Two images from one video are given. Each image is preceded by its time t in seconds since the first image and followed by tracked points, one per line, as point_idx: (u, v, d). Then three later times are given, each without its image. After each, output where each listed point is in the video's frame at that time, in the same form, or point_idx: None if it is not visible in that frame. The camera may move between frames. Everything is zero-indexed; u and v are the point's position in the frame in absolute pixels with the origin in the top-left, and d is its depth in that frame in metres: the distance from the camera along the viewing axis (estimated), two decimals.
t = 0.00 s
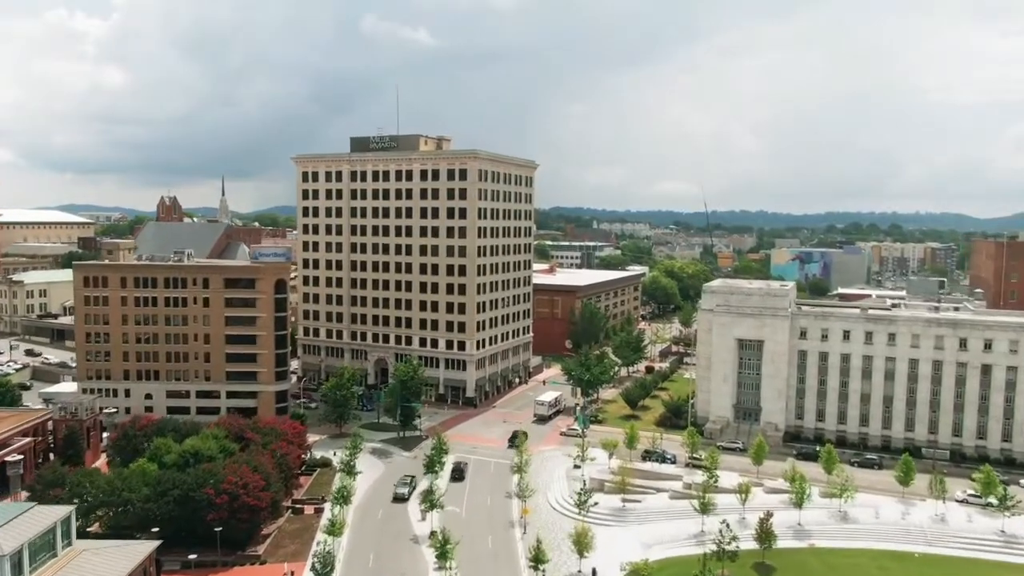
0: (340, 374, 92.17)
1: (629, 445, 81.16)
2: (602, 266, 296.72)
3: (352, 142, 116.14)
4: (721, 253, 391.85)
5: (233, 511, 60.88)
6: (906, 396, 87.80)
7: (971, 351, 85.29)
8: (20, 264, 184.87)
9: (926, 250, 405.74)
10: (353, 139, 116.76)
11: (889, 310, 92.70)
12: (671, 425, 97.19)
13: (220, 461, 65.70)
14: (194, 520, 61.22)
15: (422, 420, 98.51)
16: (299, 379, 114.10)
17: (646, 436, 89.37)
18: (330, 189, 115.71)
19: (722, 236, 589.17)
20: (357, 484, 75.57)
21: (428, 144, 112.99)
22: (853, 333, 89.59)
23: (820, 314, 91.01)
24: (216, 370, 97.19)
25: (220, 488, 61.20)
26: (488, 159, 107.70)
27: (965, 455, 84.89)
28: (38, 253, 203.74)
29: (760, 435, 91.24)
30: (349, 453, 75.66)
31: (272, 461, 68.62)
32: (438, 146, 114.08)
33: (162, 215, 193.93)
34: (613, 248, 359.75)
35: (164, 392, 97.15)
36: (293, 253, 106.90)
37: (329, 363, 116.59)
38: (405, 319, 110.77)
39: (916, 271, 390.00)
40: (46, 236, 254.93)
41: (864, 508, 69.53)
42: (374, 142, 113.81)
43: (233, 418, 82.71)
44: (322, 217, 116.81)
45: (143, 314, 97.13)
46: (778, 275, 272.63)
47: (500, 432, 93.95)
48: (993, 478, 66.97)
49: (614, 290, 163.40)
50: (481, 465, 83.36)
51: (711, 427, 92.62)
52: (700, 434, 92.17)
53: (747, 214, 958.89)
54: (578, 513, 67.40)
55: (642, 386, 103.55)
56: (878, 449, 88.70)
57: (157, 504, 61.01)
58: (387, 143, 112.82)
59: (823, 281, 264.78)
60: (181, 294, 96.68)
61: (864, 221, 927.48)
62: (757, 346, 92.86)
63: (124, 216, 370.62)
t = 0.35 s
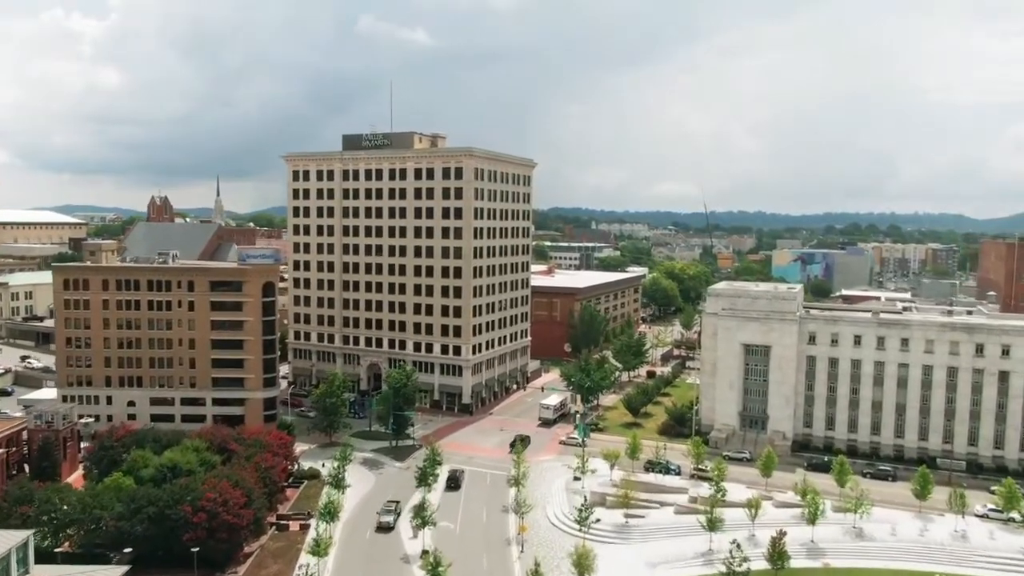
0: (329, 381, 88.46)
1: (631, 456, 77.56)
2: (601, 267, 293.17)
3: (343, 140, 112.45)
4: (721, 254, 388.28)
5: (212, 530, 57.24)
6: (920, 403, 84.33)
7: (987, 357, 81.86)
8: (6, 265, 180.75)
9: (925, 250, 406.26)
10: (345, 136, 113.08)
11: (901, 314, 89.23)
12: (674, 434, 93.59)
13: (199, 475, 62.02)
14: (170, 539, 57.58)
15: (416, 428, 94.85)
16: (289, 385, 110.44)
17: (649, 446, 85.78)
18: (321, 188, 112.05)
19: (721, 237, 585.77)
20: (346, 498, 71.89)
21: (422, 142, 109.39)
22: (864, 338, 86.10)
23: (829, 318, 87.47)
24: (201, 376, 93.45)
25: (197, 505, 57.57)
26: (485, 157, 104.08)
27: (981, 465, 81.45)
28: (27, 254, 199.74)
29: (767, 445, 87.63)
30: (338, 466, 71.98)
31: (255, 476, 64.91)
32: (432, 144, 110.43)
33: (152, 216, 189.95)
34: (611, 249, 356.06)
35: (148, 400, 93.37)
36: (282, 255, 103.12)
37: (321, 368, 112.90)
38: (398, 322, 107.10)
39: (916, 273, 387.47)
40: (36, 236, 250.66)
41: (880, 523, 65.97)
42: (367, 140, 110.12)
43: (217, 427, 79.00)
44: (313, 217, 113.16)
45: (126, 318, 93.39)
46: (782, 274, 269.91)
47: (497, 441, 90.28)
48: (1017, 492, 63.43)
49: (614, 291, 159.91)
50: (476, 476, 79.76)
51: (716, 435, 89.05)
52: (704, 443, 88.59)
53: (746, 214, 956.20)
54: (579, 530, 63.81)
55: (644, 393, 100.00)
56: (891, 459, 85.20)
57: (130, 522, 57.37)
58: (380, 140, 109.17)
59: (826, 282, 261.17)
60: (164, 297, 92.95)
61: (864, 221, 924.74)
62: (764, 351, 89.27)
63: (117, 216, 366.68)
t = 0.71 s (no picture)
0: (320, 387, 85.13)
1: (633, 466, 74.42)
2: (600, 268, 290.05)
3: (335, 138, 109.15)
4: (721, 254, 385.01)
5: (190, 549, 53.96)
6: (932, 411, 81.28)
7: (1003, 363, 78.87)
8: None
9: (926, 250, 405.19)
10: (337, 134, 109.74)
11: (912, 318, 86.17)
12: (676, 441, 90.40)
13: (177, 490, 58.70)
14: (145, 559, 54.26)
15: (410, 436, 91.58)
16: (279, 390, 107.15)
17: (651, 455, 82.60)
18: (312, 188, 108.76)
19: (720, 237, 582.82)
20: (335, 512, 68.63)
21: (417, 139, 106.12)
22: (874, 343, 83.04)
23: (838, 322, 84.34)
24: (187, 382, 90.10)
25: (174, 522, 54.32)
26: (481, 156, 100.83)
27: (997, 475, 78.48)
28: (15, 255, 196.18)
29: (774, 453, 84.47)
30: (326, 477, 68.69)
31: (238, 490, 61.63)
32: (427, 142, 107.17)
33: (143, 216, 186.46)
34: (610, 250, 352.90)
35: (131, 407, 89.98)
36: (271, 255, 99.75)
37: (312, 373, 109.62)
38: (392, 326, 103.82)
39: (917, 274, 384.97)
40: (26, 236, 246.88)
41: (895, 539, 62.88)
42: (359, 137, 106.84)
43: (201, 437, 75.66)
44: (304, 217, 109.85)
45: (108, 322, 90.01)
46: (782, 274, 269.25)
47: (493, 450, 87.00)
48: None
49: (614, 293, 156.79)
50: (472, 486, 76.52)
51: (720, 443, 85.89)
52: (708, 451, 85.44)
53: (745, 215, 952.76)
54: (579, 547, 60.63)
55: (645, 398, 96.83)
56: (902, 468, 82.16)
57: (103, 541, 54.06)
58: (373, 138, 105.91)
59: (827, 283, 258.03)
60: (148, 300, 89.63)
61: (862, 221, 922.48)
62: (771, 356, 86.05)
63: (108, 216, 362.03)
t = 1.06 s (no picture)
0: (306, 395, 81.33)
1: (635, 478, 70.78)
2: (598, 269, 286.54)
3: (325, 135, 105.36)
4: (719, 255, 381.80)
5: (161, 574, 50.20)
6: (947, 420, 77.84)
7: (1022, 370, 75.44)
8: None
9: (929, 250, 405.90)
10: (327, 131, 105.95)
11: (924, 322, 82.73)
12: (680, 451, 86.85)
13: (150, 509, 54.91)
14: None
15: (401, 445, 87.88)
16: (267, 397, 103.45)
17: (654, 466, 78.99)
18: (301, 187, 105.05)
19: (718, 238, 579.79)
20: (320, 529, 64.87)
21: (410, 137, 102.37)
22: (886, 349, 79.59)
23: (848, 327, 80.82)
24: (168, 389, 86.29)
25: (144, 545, 50.56)
26: (476, 153, 97.13)
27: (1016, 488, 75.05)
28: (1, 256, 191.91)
29: (781, 464, 80.89)
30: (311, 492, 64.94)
31: (215, 507, 57.76)
32: (420, 139, 103.44)
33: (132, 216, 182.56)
34: (608, 251, 349.36)
35: (110, 415, 86.17)
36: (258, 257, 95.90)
37: (301, 378, 105.89)
38: (383, 330, 100.10)
39: (916, 275, 382.31)
40: (14, 236, 242.31)
41: (914, 558, 59.30)
42: (350, 134, 103.09)
43: (181, 449, 71.82)
44: (294, 217, 106.09)
45: (86, 327, 86.15)
46: (783, 275, 265.07)
47: (489, 460, 83.30)
48: None
49: (613, 295, 153.30)
50: (466, 499, 72.84)
51: (725, 454, 82.35)
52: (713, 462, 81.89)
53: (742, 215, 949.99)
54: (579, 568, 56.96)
55: (646, 406, 93.27)
56: (915, 480, 78.71)
57: (68, 565, 50.16)
58: (364, 135, 102.16)
59: (827, 285, 254.67)
60: (128, 304, 85.82)
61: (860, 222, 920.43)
62: (778, 362, 82.48)
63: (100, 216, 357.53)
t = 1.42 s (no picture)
0: (292, 403, 77.51)
1: (638, 492, 67.13)
2: (596, 270, 282.95)
3: (314, 132, 101.50)
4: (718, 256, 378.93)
5: None
6: (964, 429, 74.31)
7: None
8: None
9: (929, 250, 407.67)
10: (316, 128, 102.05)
11: (939, 327, 79.17)
12: (683, 461, 83.21)
13: (117, 530, 51.06)
14: None
15: (392, 456, 84.09)
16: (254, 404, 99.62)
17: (657, 479, 75.34)
18: (289, 185, 101.22)
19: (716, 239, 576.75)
20: (303, 548, 61.05)
21: (402, 133, 98.52)
22: (899, 355, 76.05)
23: (859, 331, 77.23)
24: (148, 397, 82.38)
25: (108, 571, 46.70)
26: (470, 151, 93.36)
27: None
28: None
29: (790, 475, 77.27)
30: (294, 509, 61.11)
31: (189, 527, 53.86)
32: (413, 136, 99.65)
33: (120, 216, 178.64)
34: (606, 251, 345.84)
35: (87, 424, 82.17)
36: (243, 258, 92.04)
37: (289, 385, 102.09)
38: (374, 334, 96.29)
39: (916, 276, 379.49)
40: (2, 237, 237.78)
41: None
42: (340, 131, 99.23)
43: (157, 462, 68.01)
44: (281, 217, 102.29)
45: (62, 332, 82.25)
46: (783, 276, 262.85)
47: (483, 471, 79.59)
48: None
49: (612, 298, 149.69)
50: (458, 513, 69.05)
51: (731, 464, 78.73)
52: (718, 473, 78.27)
53: (740, 215, 947.28)
54: None
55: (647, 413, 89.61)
56: (930, 492, 75.19)
57: None
58: (354, 132, 98.29)
59: (828, 286, 251.67)
60: (106, 308, 81.98)
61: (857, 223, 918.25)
62: (786, 369, 78.84)
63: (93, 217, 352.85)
